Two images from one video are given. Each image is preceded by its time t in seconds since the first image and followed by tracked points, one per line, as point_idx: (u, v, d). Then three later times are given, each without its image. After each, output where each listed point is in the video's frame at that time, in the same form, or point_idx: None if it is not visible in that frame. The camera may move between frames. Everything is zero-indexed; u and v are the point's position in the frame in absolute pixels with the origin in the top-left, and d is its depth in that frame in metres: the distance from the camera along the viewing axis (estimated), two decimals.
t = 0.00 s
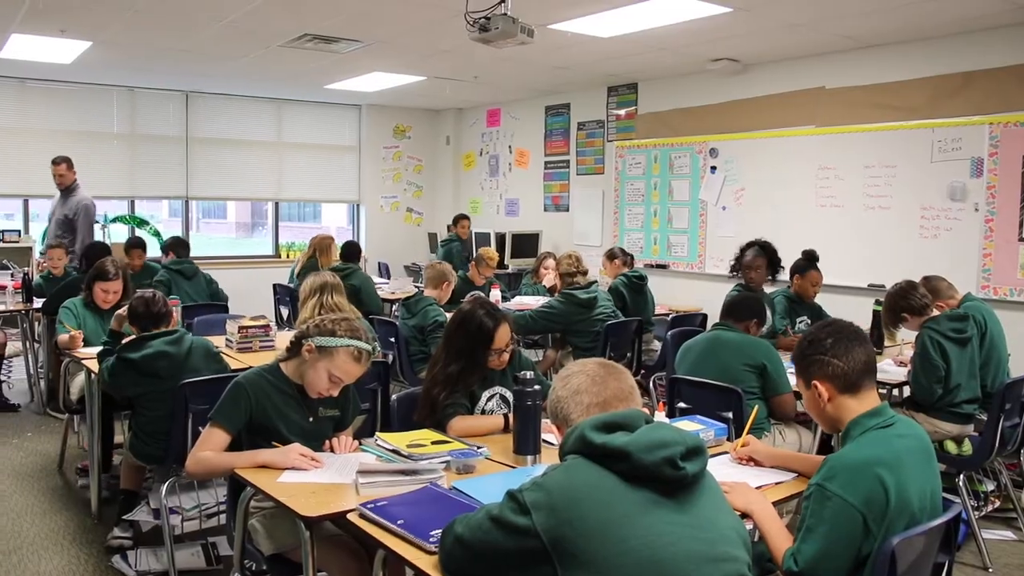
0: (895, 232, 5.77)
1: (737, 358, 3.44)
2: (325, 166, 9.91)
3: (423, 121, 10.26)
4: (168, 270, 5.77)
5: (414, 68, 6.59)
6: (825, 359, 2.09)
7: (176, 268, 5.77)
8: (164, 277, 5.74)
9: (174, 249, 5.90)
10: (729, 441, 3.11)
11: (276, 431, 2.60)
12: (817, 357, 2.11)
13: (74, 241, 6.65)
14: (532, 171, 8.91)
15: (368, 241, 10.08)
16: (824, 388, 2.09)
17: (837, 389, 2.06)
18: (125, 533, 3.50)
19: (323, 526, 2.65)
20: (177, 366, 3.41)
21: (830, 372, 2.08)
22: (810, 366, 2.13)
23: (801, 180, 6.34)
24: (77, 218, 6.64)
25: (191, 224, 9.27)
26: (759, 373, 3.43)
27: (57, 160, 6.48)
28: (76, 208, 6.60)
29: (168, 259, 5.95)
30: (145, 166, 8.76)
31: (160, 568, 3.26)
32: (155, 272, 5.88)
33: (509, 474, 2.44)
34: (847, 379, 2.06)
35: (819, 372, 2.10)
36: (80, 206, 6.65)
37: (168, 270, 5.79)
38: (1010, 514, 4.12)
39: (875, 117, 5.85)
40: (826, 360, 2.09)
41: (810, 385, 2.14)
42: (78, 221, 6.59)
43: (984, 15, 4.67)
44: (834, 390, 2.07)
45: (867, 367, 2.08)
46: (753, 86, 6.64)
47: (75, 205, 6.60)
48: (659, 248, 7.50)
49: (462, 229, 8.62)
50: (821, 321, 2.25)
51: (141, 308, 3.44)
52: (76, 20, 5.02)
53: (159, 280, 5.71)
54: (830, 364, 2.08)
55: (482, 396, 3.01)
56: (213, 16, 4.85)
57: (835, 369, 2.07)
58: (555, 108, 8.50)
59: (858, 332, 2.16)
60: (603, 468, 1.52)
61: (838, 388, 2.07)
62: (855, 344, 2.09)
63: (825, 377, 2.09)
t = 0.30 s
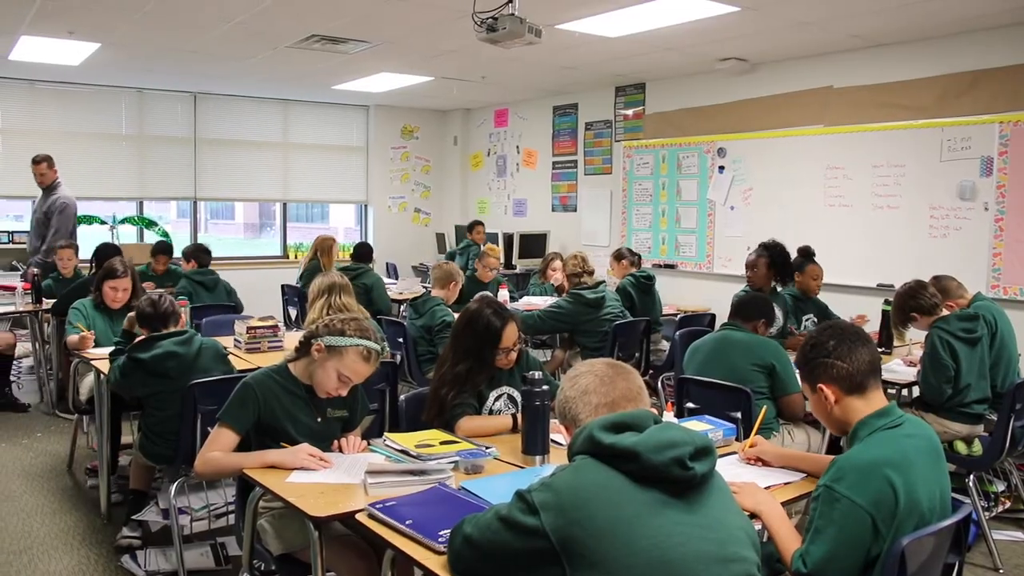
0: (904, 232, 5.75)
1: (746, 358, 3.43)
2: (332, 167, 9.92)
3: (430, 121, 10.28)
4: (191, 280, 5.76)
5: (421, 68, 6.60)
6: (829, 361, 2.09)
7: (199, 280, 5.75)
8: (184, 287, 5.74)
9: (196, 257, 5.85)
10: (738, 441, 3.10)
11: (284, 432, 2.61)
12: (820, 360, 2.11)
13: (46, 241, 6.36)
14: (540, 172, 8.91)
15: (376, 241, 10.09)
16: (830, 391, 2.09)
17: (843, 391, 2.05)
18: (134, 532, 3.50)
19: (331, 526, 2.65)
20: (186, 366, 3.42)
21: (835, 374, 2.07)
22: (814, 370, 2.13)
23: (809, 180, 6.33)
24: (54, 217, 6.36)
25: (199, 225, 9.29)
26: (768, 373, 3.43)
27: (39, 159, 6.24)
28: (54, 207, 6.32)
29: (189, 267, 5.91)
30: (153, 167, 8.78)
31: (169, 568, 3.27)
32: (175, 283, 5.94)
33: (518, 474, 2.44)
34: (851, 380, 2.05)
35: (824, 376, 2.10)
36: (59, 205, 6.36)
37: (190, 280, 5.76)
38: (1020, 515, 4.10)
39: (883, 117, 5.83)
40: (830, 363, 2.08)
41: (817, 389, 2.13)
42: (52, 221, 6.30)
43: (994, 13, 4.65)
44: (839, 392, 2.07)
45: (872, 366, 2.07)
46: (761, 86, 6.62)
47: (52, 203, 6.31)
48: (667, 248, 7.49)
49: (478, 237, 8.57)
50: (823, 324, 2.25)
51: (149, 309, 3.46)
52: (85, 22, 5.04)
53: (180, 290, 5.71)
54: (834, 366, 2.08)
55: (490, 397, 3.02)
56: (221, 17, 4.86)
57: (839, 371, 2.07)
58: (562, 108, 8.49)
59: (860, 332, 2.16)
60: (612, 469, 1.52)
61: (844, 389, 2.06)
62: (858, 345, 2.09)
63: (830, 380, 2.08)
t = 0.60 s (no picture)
0: (911, 230, 5.73)
1: (752, 357, 3.42)
2: (339, 165, 9.93)
3: (437, 119, 10.28)
4: (202, 279, 5.75)
5: (427, 66, 6.60)
6: (834, 359, 2.08)
7: (210, 280, 5.76)
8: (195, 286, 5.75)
9: (210, 254, 5.87)
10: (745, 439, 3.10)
11: (292, 429, 2.61)
12: (825, 358, 2.10)
13: (32, 240, 6.38)
14: (546, 170, 8.90)
15: (382, 239, 10.10)
16: (835, 389, 2.08)
17: (848, 388, 2.05)
18: (140, 529, 3.52)
19: (339, 523, 2.66)
20: (194, 363, 3.43)
21: (841, 372, 2.07)
22: (819, 368, 2.12)
23: (816, 178, 6.31)
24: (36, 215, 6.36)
25: (205, 223, 9.31)
26: (774, 372, 3.42)
27: (12, 159, 6.10)
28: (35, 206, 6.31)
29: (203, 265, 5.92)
30: (160, 165, 8.80)
31: (176, 565, 3.28)
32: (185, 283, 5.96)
33: (524, 472, 2.43)
34: (856, 376, 2.05)
35: (829, 373, 2.09)
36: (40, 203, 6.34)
37: (202, 280, 5.77)
38: None
39: (890, 114, 5.81)
40: (835, 360, 2.08)
41: (821, 387, 2.13)
42: (37, 220, 6.30)
43: (1002, 10, 4.64)
44: (845, 390, 2.06)
45: (877, 364, 2.06)
46: (768, 84, 6.61)
47: (32, 202, 6.28)
48: (674, 246, 7.49)
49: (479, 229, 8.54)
50: (825, 323, 2.24)
51: (164, 303, 3.47)
52: (93, 20, 5.05)
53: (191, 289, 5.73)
54: (839, 364, 2.07)
55: (496, 391, 3.01)
56: (228, 15, 4.86)
57: (845, 369, 2.06)
58: (569, 106, 8.49)
59: (864, 331, 2.16)
60: (620, 466, 1.52)
61: (849, 387, 2.06)
62: (863, 342, 2.09)
63: (835, 377, 2.08)
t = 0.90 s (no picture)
0: (920, 230, 5.71)
1: (759, 356, 3.41)
2: (346, 164, 9.93)
3: (444, 119, 10.28)
4: (207, 278, 5.77)
5: (434, 66, 6.60)
6: (839, 359, 2.08)
7: (215, 277, 5.77)
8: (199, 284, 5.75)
9: (216, 252, 5.84)
10: (752, 439, 3.09)
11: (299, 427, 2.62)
12: (829, 359, 2.10)
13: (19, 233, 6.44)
14: (553, 169, 8.90)
15: (389, 238, 10.10)
16: (840, 390, 2.08)
17: (853, 389, 2.04)
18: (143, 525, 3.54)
19: (345, 522, 2.66)
20: (199, 362, 3.43)
21: (845, 373, 2.06)
22: (823, 369, 2.12)
23: (823, 178, 6.30)
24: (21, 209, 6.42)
25: (213, 223, 9.33)
26: (781, 371, 3.42)
27: None
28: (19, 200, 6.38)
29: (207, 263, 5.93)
30: (167, 164, 8.82)
31: (183, 564, 3.29)
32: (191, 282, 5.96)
33: (530, 471, 2.43)
34: (862, 375, 2.04)
35: (834, 374, 2.09)
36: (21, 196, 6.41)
37: (206, 277, 5.78)
38: None
39: (898, 114, 5.80)
40: (839, 361, 2.08)
41: (827, 388, 2.12)
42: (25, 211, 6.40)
43: (1011, 9, 4.62)
44: (850, 391, 2.06)
45: (881, 364, 2.06)
46: (775, 84, 6.60)
47: (16, 196, 6.36)
48: (681, 246, 7.48)
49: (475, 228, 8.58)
50: (831, 325, 2.24)
51: (168, 302, 3.46)
52: (101, 20, 5.06)
53: (196, 288, 5.73)
54: (843, 364, 2.07)
55: (504, 388, 3.00)
56: (236, 15, 4.87)
57: (850, 369, 2.06)
58: (576, 106, 8.49)
59: (868, 332, 2.16)
60: (628, 464, 1.51)
61: (854, 388, 2.05)
62: (866, 343, 2.08)
63: (840, 378, 2.08)
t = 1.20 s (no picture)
0: (928, 231, 5.70)
1: (766, 357, 3.41)
2: (353, 164, 9.94)
3: (450, 119, 10.28)
4: (208, 276, 5.78)
5: (440, 66, 6.60)
6: (845, 360, 2.08)
7: (217, 276, 5.78)
8: (201, 283, 5.76)
9: (218, 253, 5.89)
10: (759, 440, 3.09)
11: (303, 427, 2.61)
12: (835, 360, 2.10)
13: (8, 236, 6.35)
14: (559, 170, 8.90)
15: (396, 239, 10.11)
16: (847, 392, 2.07)
17: (860, 390, 2.04)
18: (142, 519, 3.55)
19: (352, 522, 2.66)
20: (203, 362, 3.43)
21: (852, 374, 2.06)
22: (829, 371, 2.11)
23: (830, 179, 6.29)
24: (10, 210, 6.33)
25: (220, 223, 9.35)
26: (789, 373, 3.41)
27: None
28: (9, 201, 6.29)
29: (211, 263, 5.94)
30: (175, 164, 8.85)
31: (189, 563, 3.30)
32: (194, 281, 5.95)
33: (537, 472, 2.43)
34: (868, 376, 2.04)
35: (840, 375, 2.08)
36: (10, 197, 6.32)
37: (208, 275, 5.79)
38: None
39: (905, 115, 5.78)
40: (845, 362, 2.07)
41: (833, 390, 2.12)
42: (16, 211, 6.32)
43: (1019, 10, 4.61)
44: (856, 392, 2.05)
45: (887, 364, 2.06)
46: (782, 85, 6.59)
47: (8, 199, 6.28)
48: (687, 247, 7.47)
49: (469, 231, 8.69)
50: (837, 327, 2.24)
51: (168, 303, 3.45)
52: (110, 20, 5.07)
53: (198, 287, 5.74)
54: (850, 365, 2.06)
55: (511, 389, 3.00)
56: (244, 15, 4.88)
57: (856, 371, 2.05)
58: (582, 107, 8.49)
59: (874, 333, 2.15)
60: (634, 464, 1.51)
61: (860, 389, 2.05)
62: (872, 344, 2.08)
63: (846, 379, 2.07)
